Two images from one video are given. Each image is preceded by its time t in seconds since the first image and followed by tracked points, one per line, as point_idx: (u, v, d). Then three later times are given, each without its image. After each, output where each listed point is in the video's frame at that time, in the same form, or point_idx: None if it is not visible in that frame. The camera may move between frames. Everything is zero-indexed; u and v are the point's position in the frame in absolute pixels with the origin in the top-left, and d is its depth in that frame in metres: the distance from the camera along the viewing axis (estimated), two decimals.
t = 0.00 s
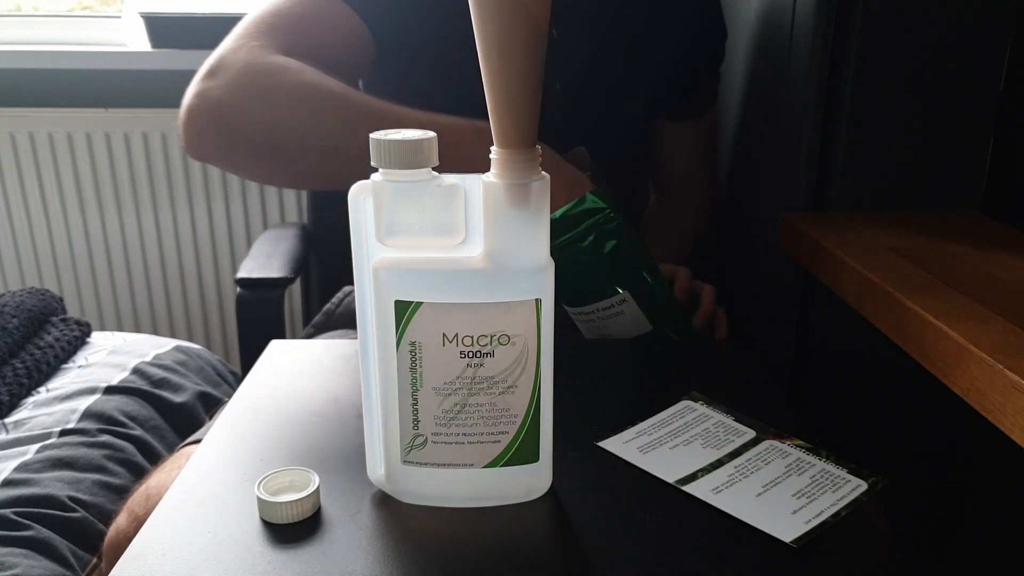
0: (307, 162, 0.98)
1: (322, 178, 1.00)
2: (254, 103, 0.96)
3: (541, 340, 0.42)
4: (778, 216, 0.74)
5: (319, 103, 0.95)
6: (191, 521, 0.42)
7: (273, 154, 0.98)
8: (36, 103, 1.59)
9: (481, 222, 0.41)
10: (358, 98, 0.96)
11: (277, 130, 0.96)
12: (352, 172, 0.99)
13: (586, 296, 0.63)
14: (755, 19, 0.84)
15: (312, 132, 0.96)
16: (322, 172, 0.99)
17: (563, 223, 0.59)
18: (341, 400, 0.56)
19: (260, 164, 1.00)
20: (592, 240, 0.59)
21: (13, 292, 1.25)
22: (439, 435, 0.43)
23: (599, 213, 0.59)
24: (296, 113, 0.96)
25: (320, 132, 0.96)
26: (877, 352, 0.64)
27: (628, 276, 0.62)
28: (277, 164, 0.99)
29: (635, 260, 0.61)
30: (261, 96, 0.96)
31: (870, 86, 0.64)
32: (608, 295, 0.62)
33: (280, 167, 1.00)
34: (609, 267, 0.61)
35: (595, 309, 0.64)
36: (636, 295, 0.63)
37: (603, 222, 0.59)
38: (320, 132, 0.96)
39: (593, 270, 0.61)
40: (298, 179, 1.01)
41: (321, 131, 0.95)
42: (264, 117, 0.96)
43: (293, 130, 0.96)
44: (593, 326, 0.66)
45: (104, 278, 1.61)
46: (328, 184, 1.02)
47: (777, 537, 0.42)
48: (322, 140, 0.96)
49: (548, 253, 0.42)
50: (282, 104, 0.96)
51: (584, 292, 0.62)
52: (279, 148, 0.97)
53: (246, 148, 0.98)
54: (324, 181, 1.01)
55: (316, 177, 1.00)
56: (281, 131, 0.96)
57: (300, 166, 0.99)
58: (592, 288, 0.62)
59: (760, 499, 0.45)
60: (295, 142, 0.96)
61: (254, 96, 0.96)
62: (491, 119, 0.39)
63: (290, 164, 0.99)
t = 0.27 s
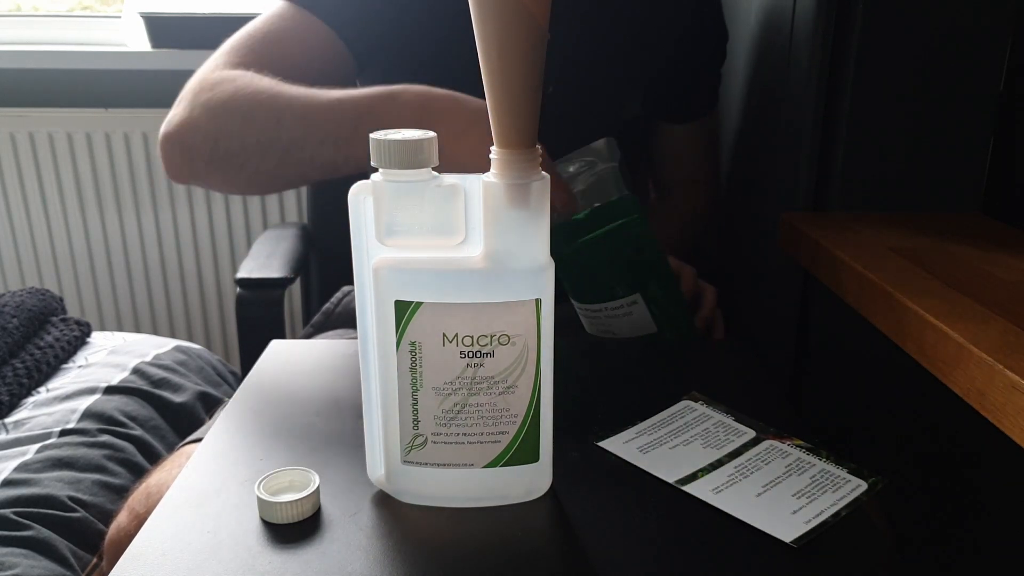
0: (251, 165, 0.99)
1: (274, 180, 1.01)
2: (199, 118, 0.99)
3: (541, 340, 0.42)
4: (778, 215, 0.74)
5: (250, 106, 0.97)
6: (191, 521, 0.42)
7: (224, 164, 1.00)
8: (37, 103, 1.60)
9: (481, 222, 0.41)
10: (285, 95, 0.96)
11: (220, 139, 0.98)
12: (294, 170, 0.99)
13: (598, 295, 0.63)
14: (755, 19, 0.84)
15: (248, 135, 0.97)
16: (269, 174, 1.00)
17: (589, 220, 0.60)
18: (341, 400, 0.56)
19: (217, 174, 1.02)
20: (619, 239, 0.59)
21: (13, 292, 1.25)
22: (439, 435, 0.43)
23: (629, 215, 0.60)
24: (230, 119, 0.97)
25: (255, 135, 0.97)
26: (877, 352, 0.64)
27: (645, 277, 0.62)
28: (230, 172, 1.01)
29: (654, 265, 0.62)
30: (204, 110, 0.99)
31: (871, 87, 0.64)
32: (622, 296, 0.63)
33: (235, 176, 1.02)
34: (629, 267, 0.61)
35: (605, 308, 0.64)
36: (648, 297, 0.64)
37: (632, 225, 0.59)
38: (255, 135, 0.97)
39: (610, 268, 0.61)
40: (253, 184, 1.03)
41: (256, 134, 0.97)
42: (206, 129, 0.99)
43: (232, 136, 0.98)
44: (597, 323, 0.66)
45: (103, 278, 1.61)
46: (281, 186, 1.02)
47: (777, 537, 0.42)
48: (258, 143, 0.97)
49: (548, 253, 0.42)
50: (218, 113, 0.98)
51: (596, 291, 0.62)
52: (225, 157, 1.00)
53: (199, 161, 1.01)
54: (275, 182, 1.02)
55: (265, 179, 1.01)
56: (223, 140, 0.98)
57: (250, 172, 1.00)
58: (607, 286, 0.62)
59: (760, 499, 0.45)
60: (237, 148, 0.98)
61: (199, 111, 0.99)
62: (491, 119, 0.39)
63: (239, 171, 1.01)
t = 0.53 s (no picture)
0: (230, 185, 1.01)
1: (253, 200, 1.02)
2: (179, 141, 1.01)
3: (541, 340, 0.42)
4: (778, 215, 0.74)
5: (225, 128, 0.99)
6: (191, 521, 0.42)
7: (204, 185, 1.02)
8: (37, 103, 1.60)
9: (481, 222, 0.41)
10: (258, 116, 0.98)
11: (202, 162, 1.00)
12: (270, 189, 1.00)
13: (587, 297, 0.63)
14: (755, 19, 0.84)
15: (225, 156, 0.99)
16: (246, 193, 1.02)
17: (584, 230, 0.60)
18: (341, 400, 0.56)
19: (200, 196, 1.04)
20: (610, 248, 0.60)
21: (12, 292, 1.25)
22: (439, 435, 0.43)
23: (624, 227, 0.60)
24: (207, 141, 0.99)
25: (232, 155, 0.99)
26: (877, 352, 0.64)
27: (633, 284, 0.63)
28: (211, 193, 1.03)
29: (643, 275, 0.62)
30: (184, 133, 1.01)
31: (871, 87, 0.64)
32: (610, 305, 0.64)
33: (216, 197, 1.04)
34: (619, 274, 0.62)
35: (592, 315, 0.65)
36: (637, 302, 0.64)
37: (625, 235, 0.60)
38: (232, 156, 0.99)
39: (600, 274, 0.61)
40: (234, 203, 1.04)
41: (232, 155, 0.99)
42: (185, 152, 1.01)
43: (210, 158, 1.00)
44: (582, 324, 0.66)
45: (103, 278, 1.61)
46: (261, 205, 1.04)
47: (777, 537, 0.42)
48: (237, 165, 0.99)
49: (548, 253, 0.42)
50: (196, 136, 1.00)
51: (586, 293, 0.63)
52: (204, 179, 1.02)
53: (182, 184, 1.03)
54: (254, 202, 1.03)
55: (245, 199, 1.03)
56: (201, 162, 1.00)
57: (229, 192, 1.02)
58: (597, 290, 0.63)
59: (760, 499, 0.45)
60: (215, 169, 1.00)
61: (179, 134, 1.02)
62: (491, 119, 0.39)
63: (218, 192, 1.03)
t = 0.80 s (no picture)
0: (226, 191, 1.02)
1: (249, 204, 1.03)
2: (173, 146, 1.01)
3: (541, 340, 0.42)
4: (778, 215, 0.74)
5: (218, 135, 0.99)
6: (191, 521, 0.42)
7: (199, 191, 1.03)
8: (37, 103, 1.60)
9: (481, 222, 0.41)
10: (251, 122, 0.98)
11: (198, 168, 1.01)
12: (265, 194, 1.01)
13: (579, 300, 0.65)
14: (755, 19, 0.84)
15: (220, 162, 0.99)
16: (242, 198, 1.02)
17: (578, 232, 0.62)
18: (341, 399, 0.56)
19: (195, 201, 1.05)
20: (601, 250, 0.62)
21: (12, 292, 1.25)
22: (439, 435, 0.43)
23: (617, 232, 0.62)
24: (201, 147, 0.99)
25: (225, 163, 0.99)
26: (877, 351, 0.64)
27: (625, 289, 0.65)
28: (206, 197, 1.04)
29: (632, 282, 0.64)
30: (177, 138, 1.01)
31: (871, 87, 0.64)
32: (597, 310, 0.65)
33: (212, 201, 1.04)
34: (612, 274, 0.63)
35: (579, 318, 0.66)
36: (626, 309, 0.66)
37: (618, 240, 0.62)
38: (228, 162, 0.99)
39: (591, 277, 0.63)
40: (230, 208, 1.05)
41: (226, 161, 0.99)
42: (179, 158, 1.01)
43: (204, 164, 1.00)
44: (569, 328, 0.68)
45: (103, 278, 1.61)
46: (257, 210, 1.05)
47: (777, 537, 0.41)
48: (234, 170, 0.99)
49: (548, 253, 0.42)
50: (189, 141, 1.00)
51: (579, 295, 0.64)
52: (199, 185, 1.02)
53: (177, 189, 1.04)
54: (250, 206, 1.04)
55: (240, 203, 1.04)
56: (195, 168, 1.01)
57: (225, 197, 1.03)
58: (588, 294, 0.64)
59: (760, 499, 0.45)
60: (210, 175, 1.01)
61: (173, 140, 1.02)
62: (491, 119, 0.39)
63: (214, 197, 1.03)
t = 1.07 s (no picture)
0: (225, 196, 1.02)
1: (248, 209, 1.03)
2: (173, 151, 1.01)
3: (541, 340, 0.42)
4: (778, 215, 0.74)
5: (217, 139, 0.99)
6: (191, 521, 0.42)
7: (199, 196, 1.03)
8: (38, 103, 1.60)
9: (481, 222, 0.41)
10: (250, 127, 0.98)
11: (197, 172, 1.01)
12: (264, 199, 1.01)
13: (579, 299, 0.65)
14: (756, 19, 0.84)
15: (219, 167, 0.99)
16: (242, 203, 1.02)
17: (580, 231, 0.62)
18: (341, 399, 0.56)
19: (195, 205, 1.05)
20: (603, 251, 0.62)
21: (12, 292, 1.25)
22: (439, 435, 0.43)
23: (619, 232, 0.62)
24: (201, 152, 0.99)
25: (224, 168, 0.99)
26: (877, 351, 0.64)
27: (625, 290, 0.65)
28: (206, 202, 1.04)
29: (632, 283, 0.64)
30: (177, 142, 1.01)
31: (871, 87, 0.64)
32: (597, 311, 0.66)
33: (212, 206, 1.04)
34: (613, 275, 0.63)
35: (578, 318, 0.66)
36: (626, 310, 0.66)
37: (620, 240, 0.62)
38: (227, 168, 0.99)
39: (591, 277, 0.63)
40: (229, 212, 1.05)
41: (225, 166, 0.99)
42: (179, 162, 1.01)
43: (204, 168, 1.00)
44: (568, 327, 0.68)
45: (103, 278, 1.61)
46: (256, 214, 1.05)
47: (777, 537, 0.42)
48: (233, 175, 0.99)
49: (548, 253, 0.42)
50: (189, 146, 1.00)
51: (579, 294, 0.64)
52: (199, 190, 1.02)
53: (177, 194, 1.04)
54: (249, 211, 1.04)
55: (240, 208, 1.04)
56: (195, 172, 1.01)
57: (225, 202, 1.03)
58: (588, 293, 0.64)
59: (760, 499, 0.45)
60: (210, 180, 1.01)
61: (173, 144, 1.02)
62: (491, 118, 0.39)
63: (214, 202, 1.03)
